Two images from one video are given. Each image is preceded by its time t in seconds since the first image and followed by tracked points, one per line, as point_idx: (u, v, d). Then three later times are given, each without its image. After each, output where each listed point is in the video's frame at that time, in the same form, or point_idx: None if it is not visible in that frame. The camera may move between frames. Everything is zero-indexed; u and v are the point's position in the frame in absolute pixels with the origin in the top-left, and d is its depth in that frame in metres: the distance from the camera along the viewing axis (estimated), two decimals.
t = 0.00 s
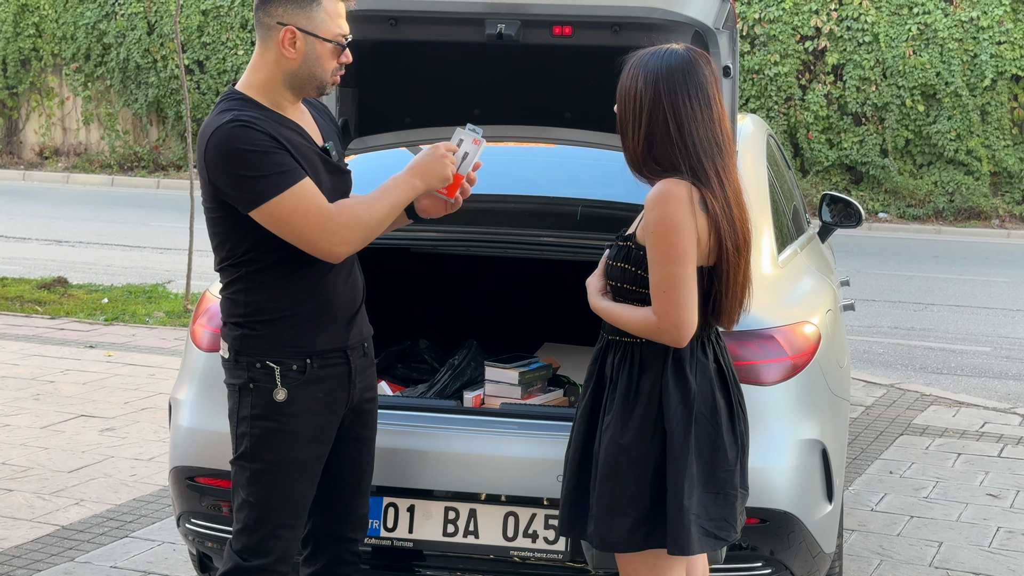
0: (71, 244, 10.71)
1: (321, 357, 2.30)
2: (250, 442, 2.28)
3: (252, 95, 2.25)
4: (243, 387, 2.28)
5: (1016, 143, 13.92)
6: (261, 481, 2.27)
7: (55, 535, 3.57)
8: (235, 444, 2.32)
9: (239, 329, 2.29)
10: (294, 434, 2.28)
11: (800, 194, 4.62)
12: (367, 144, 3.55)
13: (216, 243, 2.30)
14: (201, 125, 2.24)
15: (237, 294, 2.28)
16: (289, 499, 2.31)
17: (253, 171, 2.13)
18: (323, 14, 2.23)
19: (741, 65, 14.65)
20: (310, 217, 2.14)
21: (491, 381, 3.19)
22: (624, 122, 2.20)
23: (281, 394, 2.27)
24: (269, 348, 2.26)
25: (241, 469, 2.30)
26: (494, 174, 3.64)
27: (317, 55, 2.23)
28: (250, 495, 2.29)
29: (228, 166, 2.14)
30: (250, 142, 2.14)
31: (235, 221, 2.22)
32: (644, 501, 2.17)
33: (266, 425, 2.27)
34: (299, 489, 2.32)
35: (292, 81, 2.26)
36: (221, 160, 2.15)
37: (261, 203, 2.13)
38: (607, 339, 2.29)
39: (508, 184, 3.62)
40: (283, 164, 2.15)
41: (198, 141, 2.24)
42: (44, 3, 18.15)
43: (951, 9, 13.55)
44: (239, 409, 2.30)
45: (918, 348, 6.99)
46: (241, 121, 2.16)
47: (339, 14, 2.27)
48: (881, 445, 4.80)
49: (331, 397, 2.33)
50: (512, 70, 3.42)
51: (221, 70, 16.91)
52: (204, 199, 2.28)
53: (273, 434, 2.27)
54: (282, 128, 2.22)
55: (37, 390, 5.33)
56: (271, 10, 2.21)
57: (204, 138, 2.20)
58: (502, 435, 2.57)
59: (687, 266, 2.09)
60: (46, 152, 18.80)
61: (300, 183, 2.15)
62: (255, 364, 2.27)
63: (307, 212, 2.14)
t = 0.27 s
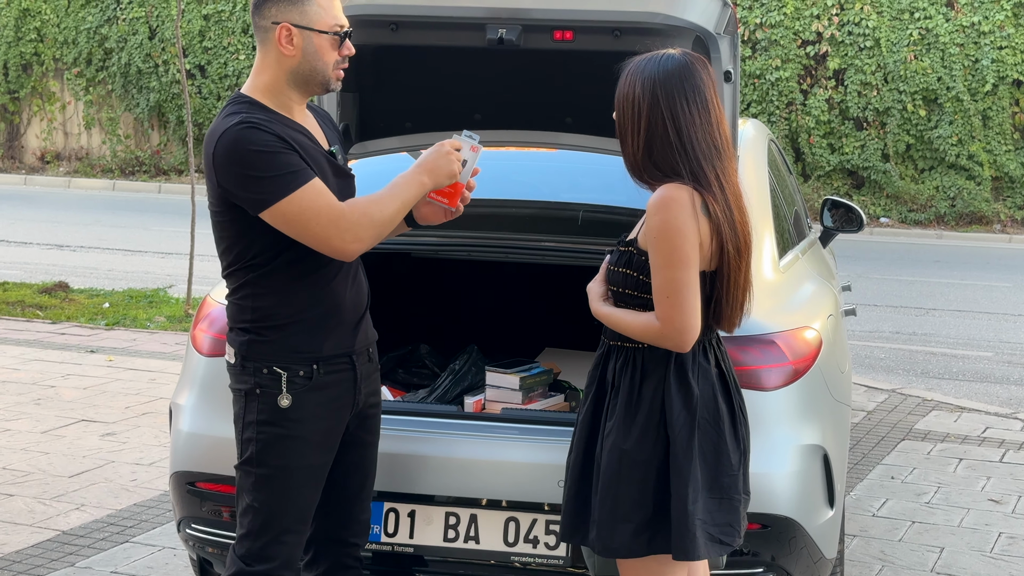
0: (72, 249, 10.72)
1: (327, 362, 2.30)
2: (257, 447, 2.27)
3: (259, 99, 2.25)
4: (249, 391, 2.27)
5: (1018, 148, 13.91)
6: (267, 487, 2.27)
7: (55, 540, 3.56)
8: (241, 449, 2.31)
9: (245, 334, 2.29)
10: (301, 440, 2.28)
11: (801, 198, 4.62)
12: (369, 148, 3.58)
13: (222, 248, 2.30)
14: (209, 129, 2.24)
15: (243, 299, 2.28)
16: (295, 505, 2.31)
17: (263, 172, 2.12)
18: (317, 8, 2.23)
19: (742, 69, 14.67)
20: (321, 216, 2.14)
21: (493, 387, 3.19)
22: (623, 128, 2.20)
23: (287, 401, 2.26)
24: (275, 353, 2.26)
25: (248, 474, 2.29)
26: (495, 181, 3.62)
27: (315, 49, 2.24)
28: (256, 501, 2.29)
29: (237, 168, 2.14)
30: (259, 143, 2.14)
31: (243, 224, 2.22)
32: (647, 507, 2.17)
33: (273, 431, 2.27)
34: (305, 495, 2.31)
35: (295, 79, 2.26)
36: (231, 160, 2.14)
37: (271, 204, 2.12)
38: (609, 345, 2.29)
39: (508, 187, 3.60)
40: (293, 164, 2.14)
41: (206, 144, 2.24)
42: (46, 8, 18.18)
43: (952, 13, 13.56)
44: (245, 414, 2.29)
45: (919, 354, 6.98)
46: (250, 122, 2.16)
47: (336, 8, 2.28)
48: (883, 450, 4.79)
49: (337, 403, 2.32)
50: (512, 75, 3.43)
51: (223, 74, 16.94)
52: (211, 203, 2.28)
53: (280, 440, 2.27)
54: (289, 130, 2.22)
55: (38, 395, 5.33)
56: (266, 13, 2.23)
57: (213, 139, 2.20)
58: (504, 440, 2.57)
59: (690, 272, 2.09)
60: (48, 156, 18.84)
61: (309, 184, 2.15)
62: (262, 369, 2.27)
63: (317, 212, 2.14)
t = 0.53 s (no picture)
0: (73, 255, 10.73)
1: (328, 369, 2.30)
2: (256, 453, 2.27)
3: (266, 104, 2.26)
4: (249, 397, 2.28)
5: (1019, 154, 13.91)
6: (266, 494, 2.27)
7: (56, 547, 3.56)
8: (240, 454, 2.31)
9: (246, 339, 2.29)
10: (301, 446, 2.28)
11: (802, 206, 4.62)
12: (370, 156, 3.58)
13: (225, 253, 2.30)
14: (215, 132, 2.25)
15: (245, 303, 2.28)
16: (294, 512, 2.31)
17: (265, 174, 2.13)
18: (324, 13, 2.24)
19: (742, 76, 14.69)
20: (321, 219, 2.14)
21: (493, 394, 3.19)
22: (622, 136, 2.21)
23: (287, 406, 2.26)
24: (275, 359, 2.27)
25: (247, 480, 2.29)
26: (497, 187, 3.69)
27: (322, 54, 2.24)
28: (255, 506, 2.29)
29: (239, 170, 2.15)
30: (262, 146, 2.14)
31: (246, 228, 2.23)
32: (648, 514, 2.17)
33: (272, 437, 2.27)
34: (304, 501, 2.31)
35: (303, 85, 2.27)
36: (234, 161, 2.15)
37: (272, 207, 2.13)
38: (609, 352, 2.29)
39: (512, 196, 3.68)
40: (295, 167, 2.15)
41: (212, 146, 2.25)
42: (48, 15, 18.22)
43: (952, 20, 13.57)
44: (245, 420, 2.30)
45: (920, 360, 6.98)
46: (254, 125, 2.17)
47: (344, 14, 2.29)
48: (884, 457, 4.79)
49: (337, 410, 2.33)
50: (513, 82, 3.43)
51: (224, 81, 16.97)
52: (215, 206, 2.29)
53: (280, 446, 2.27)
54: (294, 135, 2.23)
55: (39, 402, 5.33)
56: (274, 18, 2.24)
57: (218, 141, 2.21)
58: (504, 447, 2.57)
59: (690, 279, 2.09)
60: (50, 163, 18.88)
61: (311, 189, 2.15)
62: (262, 375, 2.27)
63: (319, 217, 2.14)
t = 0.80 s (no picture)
0: (74, 263, 10.73)
1: (328, 378, 2.30)
2: (257, 462, 2.27)
3: (270, 111, 2.27)
4: (250, 406, 2.27)
5: (1020, 163, 13.91)
6: (267, 502, 2.27)
7: (57, 555, 3.56)
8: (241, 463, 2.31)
9: (247, 347, 2.29)
10: (302, 455, 2.28)
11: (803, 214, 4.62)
12: (372, 165, 3.60)
13: (227, 261, 2.31)
14: (218, 139, 2.26)
15: (246, 312, 2.28)
16: (295, 521, 2.30)
17: (265, 181, 2.13)
18: (328, 21, 2.25)
19: (743, 85, 14.72)
20: (319, 231, 2.14)
21: (494, 403, 3.19)
22: (622, 144, 2.21)
23: (287, 415, 2.26)
24: (276, 368, 2.26)
25: (248, 488, 2.29)
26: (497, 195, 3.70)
27: (325, 61, 2.25)
28: (256, 515, 2.29)
29: (240, 176, 2.15)
30: (263, 153, 2.15)
31: (248, 237, 2.23)
32: (649, 523, 2.17)
33: (273, 446, 2.27)
34: (305, 510, 2.31)
35: (307, 92, 2.27)
36: (235, 167, 2.16)
37: (272, 214, 2.13)
38: (609, 361, 2.29)
39: (512, 204, 3.69)
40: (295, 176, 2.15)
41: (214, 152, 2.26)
42: (49, 23, 18.25)
43: (953, 29, 13.59)
44: (246, 429, 2.29)
45: (921, 369, 6.97)
46: (255, 133, 2.17)
47: (348, 23, 2.29)
48: (885, 466, 4.79)
49: (339, 419, 2.33)
50: (514, 91, 3.43)
51: (225, 89, 17.00)
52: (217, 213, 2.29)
53: (281, 455, 2.27)
54: (296, 143, 2.23)
55: (39, 410, 5.33)
56: (278, 26, 2.25)
57: (221, 147, 2.21)
58: (505, 456, 2.57)
59: (690, 288, 2.09)
60: (51, 171, 18.92)
61: (311, 197, 2.16)
62: (263, 385, 2.27)
63: (318, 225, 2.14)
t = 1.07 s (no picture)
0: (75, 271, 10.74)
1: (330, 386, 2.29)
2: (259, 470, 2.27)
3: (269, 120, 2.28)
4: (252, 414, 2.27)
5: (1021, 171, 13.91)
6: (270, 511, 2.27)
7: (58, 563, 3.55)
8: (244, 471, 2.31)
9: (248, 356, 2.29)
10: (304, 463, 2.27)
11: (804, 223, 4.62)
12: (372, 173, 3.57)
13: (228, 269, 2.31)
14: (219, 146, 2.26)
15: (247, 320, 2.29)
16: (297, 529, 2.30)
17: (265, 189, 2.14)
18: (327, 29, 2.26)
19: (744, 93, 14.75)
20: (321, 237, 2.15)
21: (495, 411, 3.19)
22: (624, 151, 2.21)
23: (289, 423, 2.26)
24: (278, 376, 2.26)
25: (250, 497, 2.29)
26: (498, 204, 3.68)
27: (324, 69, 2.25)
28: (258, 524, 2.29)
29: (241, 185, 2.15)
30: (264, 161, 2.15)
31: (248, 244, 2.23)
32: (652, 531, 2.16)
33: (276, 454, 2.27)
34: (307, 518, 2.31)
35: (305, 100, 2.28)
36: (235, 174, 2.16)
37: (271, 221, 2.13)
38: (610, 368, 2.29)
39: (512, 212, 3.67)
40: (295, 184, 2.16)
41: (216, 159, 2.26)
42: (51, 32, 18.29)
43: (954, 37, 13.61)
44: (248, 437, 2.29)
45: (922, 377, 6.96)
46: (256, 141, 2.18)
47: (346, 30, 2.29)
48: (886, 474, 4.78)
49: (341, 427, 2.32)
50: (515, 99, 3.44)
51: (227, 97, 17.03)
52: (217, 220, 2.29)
53: (283, 464, 2.26)
54: (297, 151, 2.24)
55: (41, 418, 5.33)
56: (277, 34, 2.26)
57: (222, 154, 2.22)
58: (507, 464, 2.57)
59: (691, 296, 2.09)
60: (52, 179, 18.95)
61: (311, 206, 2.16)
62: (265, 393, 2.27)
63: (317, 233, 2.14)
